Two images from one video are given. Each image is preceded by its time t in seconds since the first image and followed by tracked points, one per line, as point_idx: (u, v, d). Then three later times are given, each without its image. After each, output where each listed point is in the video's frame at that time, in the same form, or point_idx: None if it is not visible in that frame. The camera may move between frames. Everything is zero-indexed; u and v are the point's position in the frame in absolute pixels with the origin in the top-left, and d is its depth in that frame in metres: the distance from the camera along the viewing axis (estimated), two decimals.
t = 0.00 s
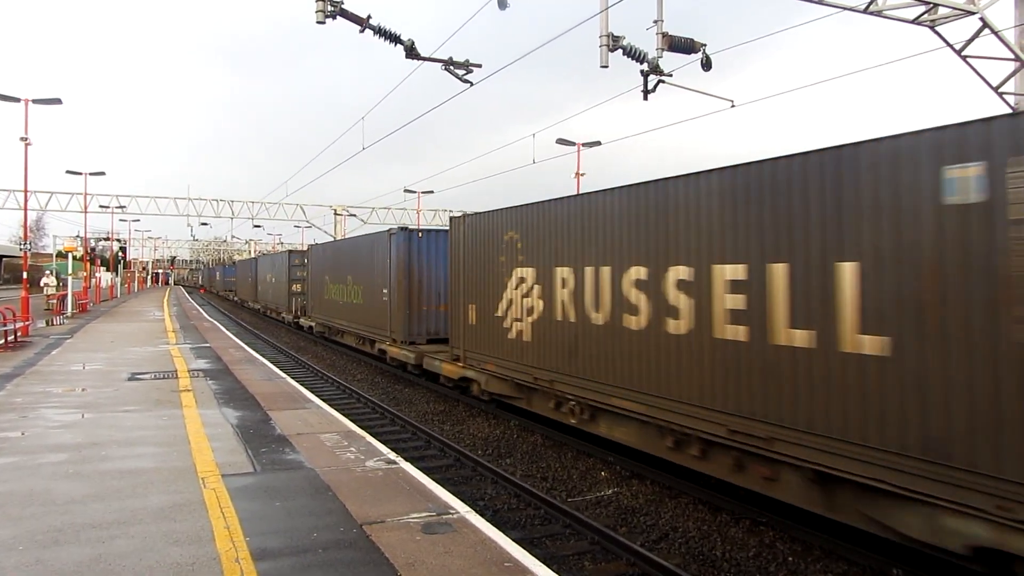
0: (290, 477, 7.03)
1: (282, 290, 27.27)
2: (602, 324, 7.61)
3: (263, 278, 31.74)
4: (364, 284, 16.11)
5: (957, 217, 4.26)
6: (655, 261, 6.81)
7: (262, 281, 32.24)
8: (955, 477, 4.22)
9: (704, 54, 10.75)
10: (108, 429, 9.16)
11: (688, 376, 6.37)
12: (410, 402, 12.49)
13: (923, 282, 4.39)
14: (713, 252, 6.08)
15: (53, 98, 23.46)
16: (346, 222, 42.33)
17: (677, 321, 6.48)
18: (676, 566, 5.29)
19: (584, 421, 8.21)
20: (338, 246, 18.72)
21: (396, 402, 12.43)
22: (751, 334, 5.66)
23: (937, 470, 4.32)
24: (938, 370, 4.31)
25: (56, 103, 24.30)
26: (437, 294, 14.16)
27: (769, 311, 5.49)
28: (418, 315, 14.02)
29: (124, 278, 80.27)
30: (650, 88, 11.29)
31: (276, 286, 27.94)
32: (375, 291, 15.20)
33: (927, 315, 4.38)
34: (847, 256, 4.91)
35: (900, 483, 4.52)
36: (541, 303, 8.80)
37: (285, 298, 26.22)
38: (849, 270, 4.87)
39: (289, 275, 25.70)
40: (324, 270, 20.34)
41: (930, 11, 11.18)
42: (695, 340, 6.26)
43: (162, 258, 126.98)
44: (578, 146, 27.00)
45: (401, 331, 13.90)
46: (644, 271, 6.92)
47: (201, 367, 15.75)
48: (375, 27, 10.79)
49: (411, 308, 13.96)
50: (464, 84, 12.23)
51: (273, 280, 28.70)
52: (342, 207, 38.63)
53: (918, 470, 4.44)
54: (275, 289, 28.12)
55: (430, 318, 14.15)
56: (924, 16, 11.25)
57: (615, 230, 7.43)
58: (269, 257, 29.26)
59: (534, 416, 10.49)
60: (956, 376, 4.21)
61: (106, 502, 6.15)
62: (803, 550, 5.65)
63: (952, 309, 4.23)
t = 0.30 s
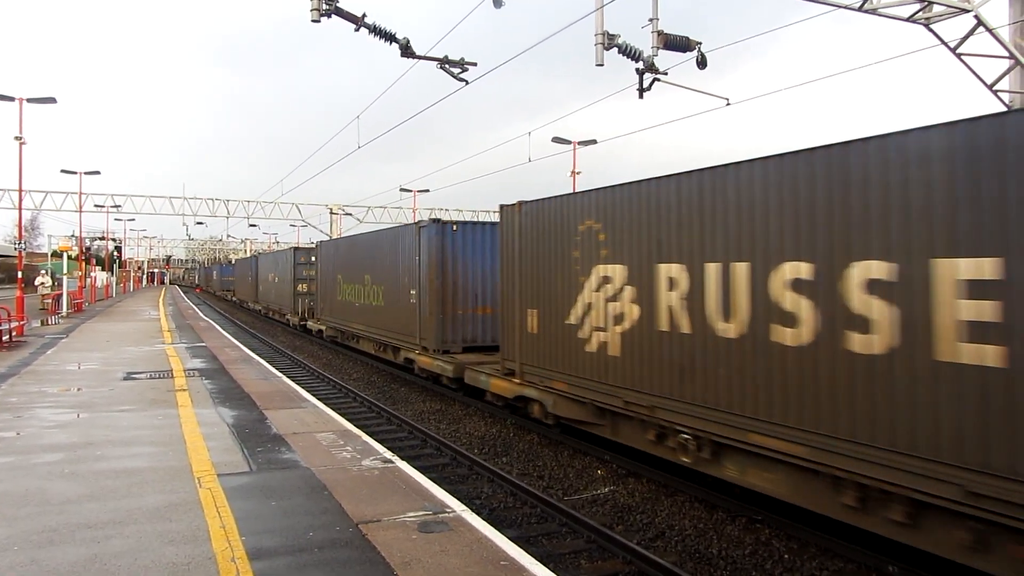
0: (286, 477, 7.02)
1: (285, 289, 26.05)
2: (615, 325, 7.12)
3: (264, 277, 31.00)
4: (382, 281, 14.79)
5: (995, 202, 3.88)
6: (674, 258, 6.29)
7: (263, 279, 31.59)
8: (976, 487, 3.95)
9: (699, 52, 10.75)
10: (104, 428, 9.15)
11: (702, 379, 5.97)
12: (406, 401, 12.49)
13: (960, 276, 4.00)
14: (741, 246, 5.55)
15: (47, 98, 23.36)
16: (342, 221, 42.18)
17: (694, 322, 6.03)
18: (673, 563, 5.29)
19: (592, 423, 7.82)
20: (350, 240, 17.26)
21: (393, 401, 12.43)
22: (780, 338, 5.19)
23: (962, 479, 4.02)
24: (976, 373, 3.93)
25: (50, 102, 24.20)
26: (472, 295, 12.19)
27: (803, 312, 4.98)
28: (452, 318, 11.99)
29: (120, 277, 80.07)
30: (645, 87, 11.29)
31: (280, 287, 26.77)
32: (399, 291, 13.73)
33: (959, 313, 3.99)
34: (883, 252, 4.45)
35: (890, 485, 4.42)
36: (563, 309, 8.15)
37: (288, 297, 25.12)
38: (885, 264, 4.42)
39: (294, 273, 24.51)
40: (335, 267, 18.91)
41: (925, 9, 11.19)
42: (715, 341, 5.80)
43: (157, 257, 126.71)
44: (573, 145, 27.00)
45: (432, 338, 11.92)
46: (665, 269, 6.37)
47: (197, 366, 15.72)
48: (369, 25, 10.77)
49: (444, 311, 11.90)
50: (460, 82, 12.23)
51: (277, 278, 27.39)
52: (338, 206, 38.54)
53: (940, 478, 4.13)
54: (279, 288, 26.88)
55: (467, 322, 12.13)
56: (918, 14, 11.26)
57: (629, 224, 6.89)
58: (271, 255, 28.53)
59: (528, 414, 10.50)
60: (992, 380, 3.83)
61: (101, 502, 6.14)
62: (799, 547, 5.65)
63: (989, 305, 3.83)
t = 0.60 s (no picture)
0: (280, 474, 7.01)
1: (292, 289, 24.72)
2: (610, 328, 7.08)
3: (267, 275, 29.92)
4: (428, 281, 12.03)
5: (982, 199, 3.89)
6: (664, 262, 6.28)
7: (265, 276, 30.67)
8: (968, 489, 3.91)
9: (697, 52, 10.76)
10: (97, 425, 9.13)
11: (694, 381, 5.93)
12: (401, 399, 12.49)
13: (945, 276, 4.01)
14: (737, 250, 5.49)
15: (43, 93, 23.29)
16: (338, 219, 42.04)
17: (687, 322, 6.00)
18: (666, 563, 5.30)
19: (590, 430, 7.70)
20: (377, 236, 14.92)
21: (387, 399, 12.42)
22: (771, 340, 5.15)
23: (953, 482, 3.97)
24: (962, 374, 3.92)
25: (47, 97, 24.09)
26: (533, 299, 10.22)
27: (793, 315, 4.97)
28: (508, 327, 10.02)
29: (114, 273, 79.88)
30: (642, 87, 11.29)
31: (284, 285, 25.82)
32: (451, 291, 11.10)
33: (943, 313, 4.00)
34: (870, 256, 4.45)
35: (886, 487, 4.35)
36: (648, 325, 6.47)
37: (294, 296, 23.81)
38: (874, 267, 4.41)
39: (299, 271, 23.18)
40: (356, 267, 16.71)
41: (921, 12, 11.21)
42: (709, 344, 5.75)
43: (153, 253, 126.31)
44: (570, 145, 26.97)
45: (485, 350, 9.94)
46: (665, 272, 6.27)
47: (191, 363, 15.70)
48: (367, 23, 10.76)
49: (498, 317, 9.96)
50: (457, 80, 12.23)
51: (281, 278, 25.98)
52: (334, 204, 38.44)
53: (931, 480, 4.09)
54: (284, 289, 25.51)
55: (525, 331, 10.14)
56: (915, 16, 11.28)
57: (619, 226, 6.84)
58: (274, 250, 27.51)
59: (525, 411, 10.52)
60: (977, 380, 3.84)
61: (94, 498, 6.12)
62: (792, 548, 5.66)
63: (975, 304, 3.84)
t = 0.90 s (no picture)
0: (276, 473, 7.01)
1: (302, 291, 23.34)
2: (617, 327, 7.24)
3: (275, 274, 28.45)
4: (490, 285, 9.96)
5: (993, 199, 3.89)
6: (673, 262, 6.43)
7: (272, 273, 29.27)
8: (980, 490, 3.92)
9: (693, 52, 10.77)
10: (93, 424, 9.12)
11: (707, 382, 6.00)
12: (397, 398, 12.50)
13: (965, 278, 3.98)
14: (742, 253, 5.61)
15: (38, 91, 23.23)
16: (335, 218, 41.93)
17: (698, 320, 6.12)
18: (663, 563, 5.31)
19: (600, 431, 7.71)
20: (405, 232, 13.33)
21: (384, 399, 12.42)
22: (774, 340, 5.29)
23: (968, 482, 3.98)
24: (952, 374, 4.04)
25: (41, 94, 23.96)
26: (610, 304, 8.58)
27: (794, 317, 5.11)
28: (581, 340, 8.40)
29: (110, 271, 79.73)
30: (639, 87, 11.30)
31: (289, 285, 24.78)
32: (528, 301, 8.94)
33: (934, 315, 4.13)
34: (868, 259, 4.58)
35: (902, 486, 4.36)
36: (821, 344, 4.86)
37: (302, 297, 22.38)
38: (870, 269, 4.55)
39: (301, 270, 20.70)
40: (387, 267, 14.15)
41: (917, 12, 11.23)
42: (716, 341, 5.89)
43: (149, 251, 125.92)
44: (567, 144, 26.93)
45: (554, 368, 8.32)
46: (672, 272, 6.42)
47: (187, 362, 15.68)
48: (364, 22, 10.76)
49: (571, 327, 8.35)
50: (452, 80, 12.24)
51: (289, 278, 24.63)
52: (330, 203, 38.35)
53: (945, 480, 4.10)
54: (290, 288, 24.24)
55: (601, 344, 8.55)
56: (912, 16, 11.30)
57: (771, 209, 5.34)
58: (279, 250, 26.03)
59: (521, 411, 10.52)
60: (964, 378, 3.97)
61: (90, 497, 6.12)
62: (788, 547, 5.67)
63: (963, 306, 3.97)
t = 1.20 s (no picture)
0: (274, 473, 7.01)
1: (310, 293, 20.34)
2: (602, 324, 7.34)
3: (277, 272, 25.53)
4: (555, 288, 8.20)
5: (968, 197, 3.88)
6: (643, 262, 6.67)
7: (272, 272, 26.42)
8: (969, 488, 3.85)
9: (690, 52, 10.77)
10: (90, 424, 9.10)
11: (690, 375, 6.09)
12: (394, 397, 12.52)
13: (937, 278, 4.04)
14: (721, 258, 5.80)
15: (35, 91, 23.19)
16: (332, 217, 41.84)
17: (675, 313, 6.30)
18: (659, 562, 5.31)
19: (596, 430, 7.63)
20: (439, 226, 11.45)
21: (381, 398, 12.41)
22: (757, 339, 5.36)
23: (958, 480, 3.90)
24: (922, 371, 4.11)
25: (37, 93, 23.90)
26: (730, 312, 6.71)
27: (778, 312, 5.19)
28: (695, 356, 6.51)
29: (107, 271, 79.61)
30: (635, 86, 11.31)
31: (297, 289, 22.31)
32: (627, 309, 6.92)
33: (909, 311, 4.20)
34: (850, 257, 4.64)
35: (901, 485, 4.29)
36: None
37: (312, 298, 20.16)
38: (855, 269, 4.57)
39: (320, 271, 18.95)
40: (434, 269, 11.58)
41: (913, 11, 11.24)
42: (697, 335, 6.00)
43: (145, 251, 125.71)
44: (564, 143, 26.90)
45: (662, 398, 6.41)
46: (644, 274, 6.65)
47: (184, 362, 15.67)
48: (360, 21, 10.75)
49: (684, 343, 6.47)
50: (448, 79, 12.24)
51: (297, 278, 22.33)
52: (328, 202, 38.30)
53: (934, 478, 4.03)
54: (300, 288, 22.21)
55: (719, 362, 6.64)
56: (908, 15, 11.31)
57: None
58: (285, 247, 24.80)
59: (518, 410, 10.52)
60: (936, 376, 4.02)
61: (86, 498, 6.10)
62: (785, 546, 5.68)
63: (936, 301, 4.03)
